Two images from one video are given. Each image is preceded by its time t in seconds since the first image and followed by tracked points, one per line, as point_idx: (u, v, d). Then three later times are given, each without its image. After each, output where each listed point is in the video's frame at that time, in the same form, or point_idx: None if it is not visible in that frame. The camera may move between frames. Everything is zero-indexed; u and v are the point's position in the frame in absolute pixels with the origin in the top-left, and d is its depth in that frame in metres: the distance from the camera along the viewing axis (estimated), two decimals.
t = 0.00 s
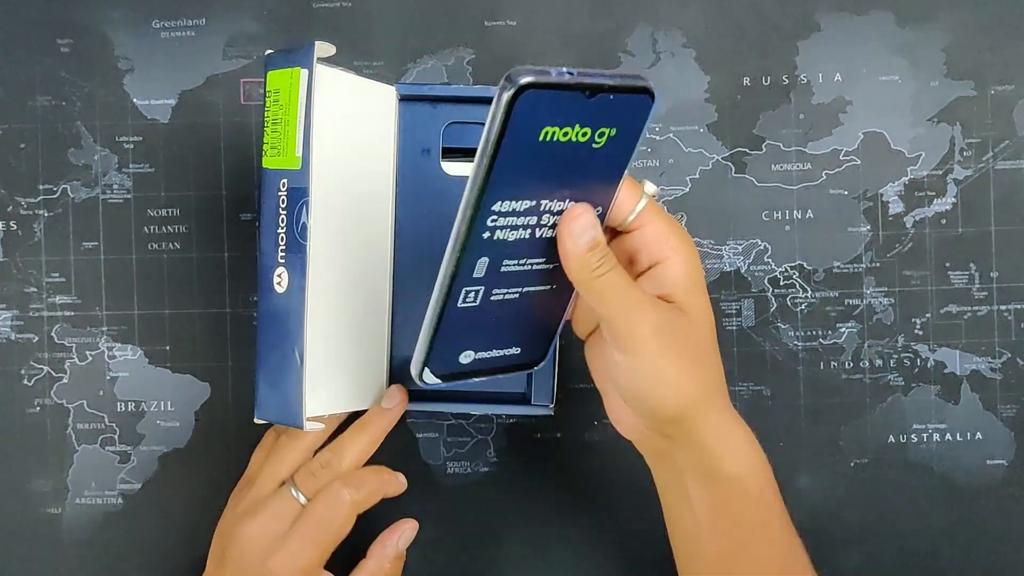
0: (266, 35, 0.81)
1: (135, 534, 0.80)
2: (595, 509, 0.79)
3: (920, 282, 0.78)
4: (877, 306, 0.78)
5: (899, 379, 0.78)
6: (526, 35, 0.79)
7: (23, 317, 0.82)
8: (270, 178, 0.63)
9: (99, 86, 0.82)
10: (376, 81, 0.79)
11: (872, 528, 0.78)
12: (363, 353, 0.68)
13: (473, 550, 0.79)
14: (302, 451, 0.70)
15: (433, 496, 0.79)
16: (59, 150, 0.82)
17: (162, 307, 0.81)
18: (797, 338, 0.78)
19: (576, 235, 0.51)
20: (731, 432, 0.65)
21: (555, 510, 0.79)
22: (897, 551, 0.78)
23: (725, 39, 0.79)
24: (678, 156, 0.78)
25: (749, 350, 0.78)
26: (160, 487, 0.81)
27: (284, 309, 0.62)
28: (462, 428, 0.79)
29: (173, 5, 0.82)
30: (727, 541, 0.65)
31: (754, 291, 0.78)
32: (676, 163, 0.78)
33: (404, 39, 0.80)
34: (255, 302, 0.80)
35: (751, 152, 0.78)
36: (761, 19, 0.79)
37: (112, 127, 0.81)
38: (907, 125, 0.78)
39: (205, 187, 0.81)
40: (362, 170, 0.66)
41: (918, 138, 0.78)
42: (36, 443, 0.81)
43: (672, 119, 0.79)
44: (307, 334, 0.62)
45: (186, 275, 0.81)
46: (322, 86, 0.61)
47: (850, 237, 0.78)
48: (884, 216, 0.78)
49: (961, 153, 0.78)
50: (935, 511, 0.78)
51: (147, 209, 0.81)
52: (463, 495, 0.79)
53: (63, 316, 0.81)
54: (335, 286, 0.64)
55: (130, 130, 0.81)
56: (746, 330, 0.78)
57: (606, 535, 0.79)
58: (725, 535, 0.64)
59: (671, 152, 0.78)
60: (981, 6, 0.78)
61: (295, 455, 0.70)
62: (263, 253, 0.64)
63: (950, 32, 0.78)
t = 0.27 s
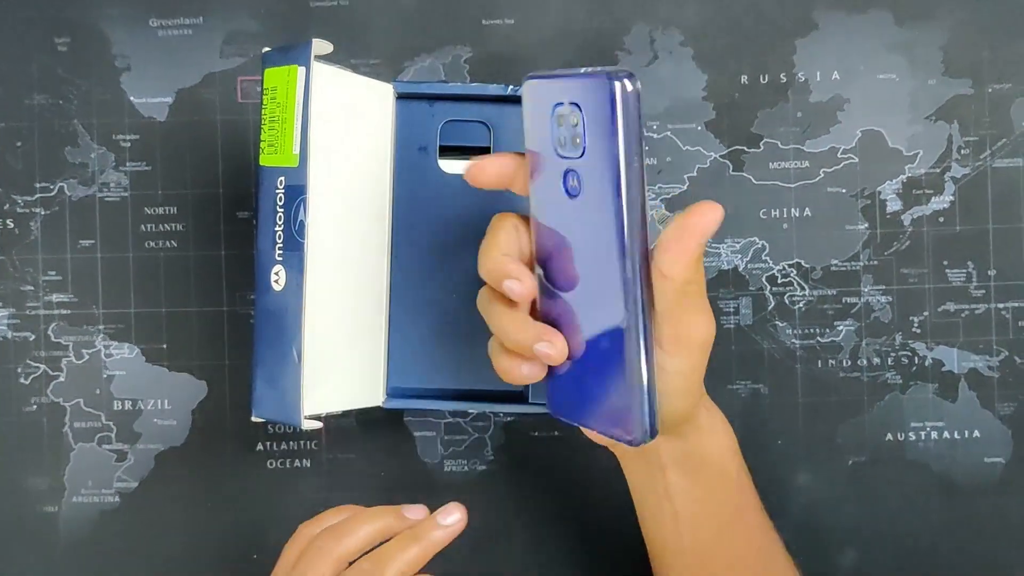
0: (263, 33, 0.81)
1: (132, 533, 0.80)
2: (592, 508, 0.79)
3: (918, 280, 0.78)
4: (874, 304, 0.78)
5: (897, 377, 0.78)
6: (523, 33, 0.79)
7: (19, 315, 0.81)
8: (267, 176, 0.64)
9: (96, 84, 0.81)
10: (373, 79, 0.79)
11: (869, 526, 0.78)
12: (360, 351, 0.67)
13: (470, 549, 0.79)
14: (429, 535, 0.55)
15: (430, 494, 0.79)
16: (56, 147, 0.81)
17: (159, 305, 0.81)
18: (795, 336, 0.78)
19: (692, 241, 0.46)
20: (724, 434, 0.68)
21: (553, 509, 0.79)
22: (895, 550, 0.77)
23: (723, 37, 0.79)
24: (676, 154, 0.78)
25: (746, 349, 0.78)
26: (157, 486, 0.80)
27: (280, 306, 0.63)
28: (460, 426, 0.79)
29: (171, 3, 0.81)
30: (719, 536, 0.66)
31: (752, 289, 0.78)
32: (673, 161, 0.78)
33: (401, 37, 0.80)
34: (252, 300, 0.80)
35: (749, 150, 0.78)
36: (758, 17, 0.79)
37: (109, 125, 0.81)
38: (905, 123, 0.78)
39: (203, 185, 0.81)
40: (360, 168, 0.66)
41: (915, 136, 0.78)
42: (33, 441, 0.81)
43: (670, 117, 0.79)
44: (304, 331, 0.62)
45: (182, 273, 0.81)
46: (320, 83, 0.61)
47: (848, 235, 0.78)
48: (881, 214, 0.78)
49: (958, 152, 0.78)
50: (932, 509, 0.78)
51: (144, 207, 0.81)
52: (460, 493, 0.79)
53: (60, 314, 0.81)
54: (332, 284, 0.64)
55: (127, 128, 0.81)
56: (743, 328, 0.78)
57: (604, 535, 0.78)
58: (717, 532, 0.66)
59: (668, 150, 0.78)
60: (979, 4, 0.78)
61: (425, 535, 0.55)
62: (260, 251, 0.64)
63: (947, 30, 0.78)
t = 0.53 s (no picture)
0: (262, 30, 0.80)
1: (129, 530, 0.80)
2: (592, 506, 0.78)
3: (918, 278, 0.78)
4: (874, 301, 0.78)
5: (897, 375, 0.78)
6: (523, 30, 0.79)
7: (18, 312, 0.81)
8: (266, 172, 0.64)
9: (95, 81, 0.81)
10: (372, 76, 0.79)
11: (868, 524, 0.77)
12: (360, 349, 0.67)
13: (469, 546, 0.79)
14: (535, 489, 0.54)
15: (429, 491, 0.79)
16: (54, 144, 0.81)
17: (157, 302, 0.80)
18: (794, 334, 0.78)
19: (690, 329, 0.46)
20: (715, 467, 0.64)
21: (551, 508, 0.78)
22: (894, 548, 0.77)
23: (723, 34, 0.79)
24: (676, 151, 0.78)
25: (746, 346, 0.78)
26: (154, 483, 0.80)
27: (279, 302, 0.63)
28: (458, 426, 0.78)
29: None
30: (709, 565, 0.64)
31: (751, 286, 0.78)
32: (673, 159, 0.78)
33: (400, 33, 0.79)
34: (251, 297, 0.80)
35: (749, 148, 0.78)
36: (758, 15, 0.78)
37: (107, 121, 0.81)
38: (905, 120, 0.78)
39: (201, 182, 0.80)
40: (360, 165, 0.66)
41: (915, 133, 0.78)
42: (30, 438, 0.81)
43: (669, 114, 0.78)
44: (303, 327, 0.62)
45: (181, 270, 0.80)
46: (320, 79, 0.61)
47: (848, 232, 0.78)
48: (881, 212, 0.78)
49: (958, 149, 0.78)
50: (932, 507, 0.77)
51: (143, 203, 0.81)
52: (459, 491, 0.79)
53: (57, 311, 0.81)
54: (331, 280, 0.64)
55: (126, 124, 0.81)
56: (743, 326, 0.78)
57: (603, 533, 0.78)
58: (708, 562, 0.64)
59: (668, 148, 0.78)
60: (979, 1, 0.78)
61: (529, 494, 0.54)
62: (259, 247, 0.64)
63: (947, 28, 0.78)
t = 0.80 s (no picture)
0: (261, 28, 0.81)
1: (128, 527, 0.80)
2: (590, 504, 0.79)
3: (914, 276, 0.78)
4: (871, 300, 0.78)
5: (894, 373, 0.78)
6: (521, 29, 0.79)
7: (17, 310, 0.82)
8: (265, 170, 0.64)
9: (94, 79, 0.82)
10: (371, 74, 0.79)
11: (865, 522, 0.78)
12: (359, 347, 0.67)
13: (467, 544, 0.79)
14: (569, 378, 0.53)
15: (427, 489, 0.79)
16: (54, 142, 0.81)
17: (156, 300, 0.81)
18: (791, 332, 0.78)
19: (681, 233, 0.49)
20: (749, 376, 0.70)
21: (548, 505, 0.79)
22: (890, 546, 0.78)
23: (720, 33, 0.79)
24: (674, 150, 0.79)
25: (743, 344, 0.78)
26: (153, 480, 0.80)
27: (279, 299, 0.63)
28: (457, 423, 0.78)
29: None
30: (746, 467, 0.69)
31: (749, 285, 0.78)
32: (670, 157, 0.79)
33: (399, 32, 0.80)
34: (250, 295, 0.80)
35: (746, 147, 0.79)
36: (756, 13, 0.79)
37: (107, 119, 0.81)
38: (902, 120, 0.78)
39: (200, 180, 0.81)
40: (359, 163, 0.66)
41: (912, 132, 0.78)
42: (30, 436, 0.81)
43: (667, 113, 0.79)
44: (302, 324, 0.62)
45: (180, 268, 0.81)
46: (319, 77, 0.62)
47: (844, 231, 0.78)
48: (878, 211, 0.78)
49: (955, 148, 0.78)
50: (928, 505, 0.78)
51: (142, 201, 0.81)
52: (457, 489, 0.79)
53: (57, 308, 0.81)
54: (330, 278, 0.64)
55: (125, 123, 0.81)
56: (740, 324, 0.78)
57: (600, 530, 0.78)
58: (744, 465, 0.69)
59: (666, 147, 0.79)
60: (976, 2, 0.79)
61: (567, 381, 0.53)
62: (259, 245, 0.64)
63: (944, 27, 0.79)
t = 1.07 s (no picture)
0: (258, 28, 0.80)
1: (125, 527, 0.80)
2: (588, 504, 0.78)
3: (912, 276, 0.78)
4: (869, 300, 0.78)
5: (892, 373, 0.78)
6: (518, 28, 0.79)
7: (13, 309, 0.81)
8: (260, 169, 0.63)
9: (90, 78, 0.81)
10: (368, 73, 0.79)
11: (863, 522, 0.78)
12: (356, 345, 0.67)
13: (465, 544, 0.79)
14: (583, 332, 0.54)
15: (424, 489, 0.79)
16: (50, 142, 0.81)
17: (153, 299, 0.81)
18: (789, 332, 0.78)
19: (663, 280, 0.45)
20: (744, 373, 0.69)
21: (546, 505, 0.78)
22: (888, 546, 0.77)
23: (718, 33, 0.79)
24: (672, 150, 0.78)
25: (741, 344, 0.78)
26: (149, 480, 0.80)
27: (275, 299, 0.62)
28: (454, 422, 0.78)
29: None
30: (742, 466, 0.69)
31: (746, 284, 0.78)
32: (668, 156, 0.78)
33: (396, 31, 0.79)
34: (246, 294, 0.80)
35: (744, 146, 0.78)
36: (754, 13, 0.79)
37: (103, 118, 0.81)
38: (900, 120, 0.78)
39: (197, 179, 0.80)
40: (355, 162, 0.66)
41: (910, 132, 0.78)
42: (26, 435, 0.81)
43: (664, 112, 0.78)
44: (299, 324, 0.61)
45: (176, 267, 0.80)
46: (315, 76, 0.61)
47: (842, 231, 0.78)
48: (876, 210, 0.78)
49: (953, 148, 0.78)
50: (926, 504, 0.78)
51: (139, 201, 0.81)
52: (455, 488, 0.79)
53: (53, 308, 0.81)
54: (327, 277, 0.64)
55: (122, 122, 0.81)
56: (737, 323, 0.78)
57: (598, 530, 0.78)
58: (742, 463, 0.69)
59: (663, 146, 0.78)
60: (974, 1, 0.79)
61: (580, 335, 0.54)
62: (254, 245, 0.63)
63: (942, 27, 0.78)
